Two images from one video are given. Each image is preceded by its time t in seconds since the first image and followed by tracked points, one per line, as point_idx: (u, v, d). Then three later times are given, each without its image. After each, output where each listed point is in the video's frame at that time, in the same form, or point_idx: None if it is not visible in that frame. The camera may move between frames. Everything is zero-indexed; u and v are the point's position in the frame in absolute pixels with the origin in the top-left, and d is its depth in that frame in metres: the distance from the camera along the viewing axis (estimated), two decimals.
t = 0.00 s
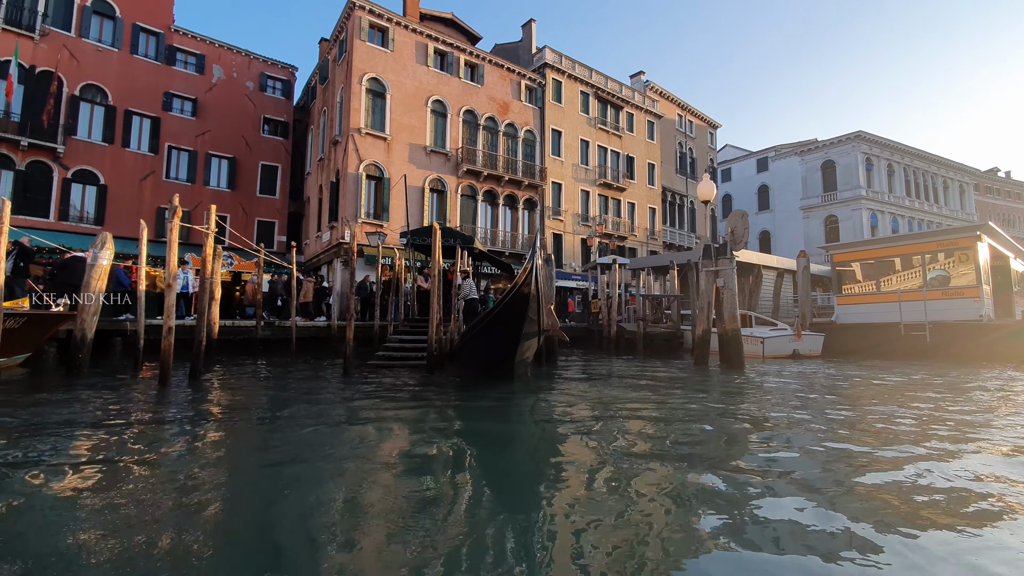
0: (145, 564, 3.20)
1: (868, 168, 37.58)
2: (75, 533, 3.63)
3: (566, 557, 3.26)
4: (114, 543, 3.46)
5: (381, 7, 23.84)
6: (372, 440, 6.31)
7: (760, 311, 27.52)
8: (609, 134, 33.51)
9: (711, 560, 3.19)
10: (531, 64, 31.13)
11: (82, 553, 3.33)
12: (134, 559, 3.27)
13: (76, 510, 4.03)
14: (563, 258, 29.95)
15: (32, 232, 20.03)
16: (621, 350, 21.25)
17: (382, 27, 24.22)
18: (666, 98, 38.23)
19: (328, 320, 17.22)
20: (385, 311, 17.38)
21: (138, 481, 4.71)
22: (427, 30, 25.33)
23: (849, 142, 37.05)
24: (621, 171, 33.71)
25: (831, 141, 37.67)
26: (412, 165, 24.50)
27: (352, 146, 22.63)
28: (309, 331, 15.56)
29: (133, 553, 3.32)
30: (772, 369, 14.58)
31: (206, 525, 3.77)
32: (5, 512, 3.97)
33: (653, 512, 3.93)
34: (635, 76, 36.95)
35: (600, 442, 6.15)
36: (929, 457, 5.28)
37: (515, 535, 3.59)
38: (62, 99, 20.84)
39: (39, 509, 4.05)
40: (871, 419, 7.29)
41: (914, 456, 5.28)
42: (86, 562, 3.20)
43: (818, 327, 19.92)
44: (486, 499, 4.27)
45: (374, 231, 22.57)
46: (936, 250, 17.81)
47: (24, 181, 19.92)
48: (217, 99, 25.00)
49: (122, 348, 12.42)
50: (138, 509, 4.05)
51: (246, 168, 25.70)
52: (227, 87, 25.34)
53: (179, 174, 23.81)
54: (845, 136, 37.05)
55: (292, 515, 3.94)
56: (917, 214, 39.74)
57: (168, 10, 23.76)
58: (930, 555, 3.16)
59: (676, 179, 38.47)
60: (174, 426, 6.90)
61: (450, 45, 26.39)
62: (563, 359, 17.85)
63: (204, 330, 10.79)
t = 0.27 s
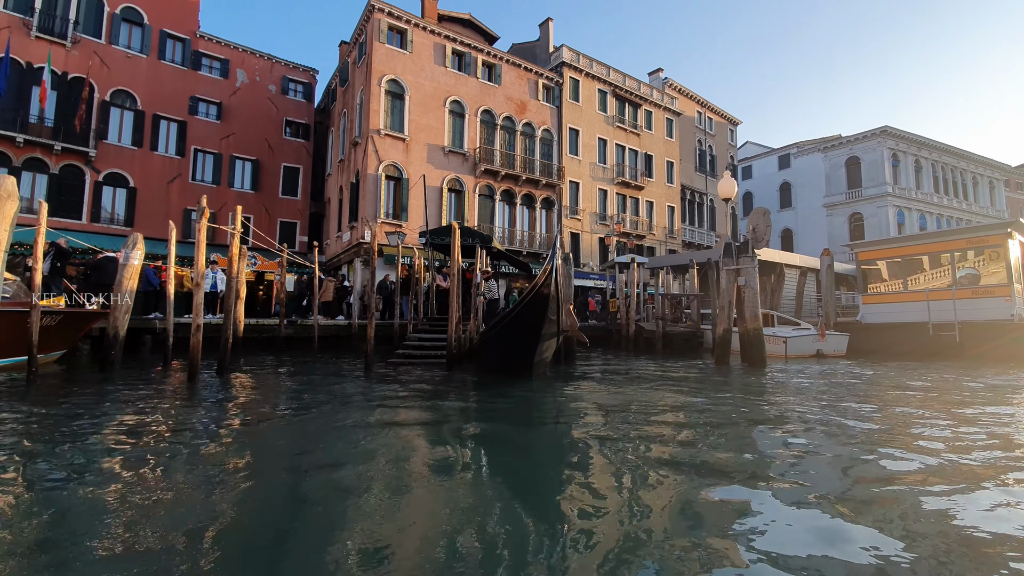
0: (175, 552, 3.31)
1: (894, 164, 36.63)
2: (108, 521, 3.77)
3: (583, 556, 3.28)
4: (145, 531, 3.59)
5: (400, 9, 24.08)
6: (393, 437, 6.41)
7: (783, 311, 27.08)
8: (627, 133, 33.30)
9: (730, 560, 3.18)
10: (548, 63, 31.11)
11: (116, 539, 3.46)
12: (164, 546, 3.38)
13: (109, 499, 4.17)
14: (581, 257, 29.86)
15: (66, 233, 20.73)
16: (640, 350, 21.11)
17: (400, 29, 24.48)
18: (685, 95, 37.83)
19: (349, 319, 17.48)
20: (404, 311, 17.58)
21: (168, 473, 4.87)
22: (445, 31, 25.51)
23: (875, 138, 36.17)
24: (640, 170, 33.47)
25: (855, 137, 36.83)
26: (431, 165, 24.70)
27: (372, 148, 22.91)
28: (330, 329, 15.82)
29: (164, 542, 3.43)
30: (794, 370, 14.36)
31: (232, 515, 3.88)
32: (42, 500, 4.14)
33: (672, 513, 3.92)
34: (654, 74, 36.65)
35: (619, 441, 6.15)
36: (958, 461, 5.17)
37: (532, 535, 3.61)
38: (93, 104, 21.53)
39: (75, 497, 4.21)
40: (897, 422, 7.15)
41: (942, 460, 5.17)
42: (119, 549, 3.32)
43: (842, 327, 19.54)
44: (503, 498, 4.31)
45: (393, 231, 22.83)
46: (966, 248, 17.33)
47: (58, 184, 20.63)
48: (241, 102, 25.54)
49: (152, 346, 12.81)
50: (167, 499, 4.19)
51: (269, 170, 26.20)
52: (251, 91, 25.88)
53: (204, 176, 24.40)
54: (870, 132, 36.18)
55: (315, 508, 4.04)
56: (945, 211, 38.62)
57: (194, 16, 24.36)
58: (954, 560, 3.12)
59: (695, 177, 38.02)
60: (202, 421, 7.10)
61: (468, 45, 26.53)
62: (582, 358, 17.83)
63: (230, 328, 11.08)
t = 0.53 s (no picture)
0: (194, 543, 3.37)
1: (913, 160, 35.92)
2: (131, 513, 3.85)
3: (596, 554, 3.28)
4: (166, 523, 3.66)
5: (412, 10, 24.23)
6: (407, 434, 6.48)
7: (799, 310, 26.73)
8: (639, 131, 33.11)
9: (745, 559, 3.16)
10: (560, 62, 31.06)
11: (137, 531, 3.53)
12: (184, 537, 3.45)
13: (130, 493, 4.27)
14: (593, 256, 29.77)
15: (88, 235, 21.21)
16: (653, 349, 21.00)
17: (413, 30, 24.63)
18: (698, 93, 37.50)
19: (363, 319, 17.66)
20: (417, 310, 17.72)
21: (187, 468, 4.96)
22: (457, 32, 25.61)
23: (893, 134, 35.47)
24: (652, 168, 33.26)
25: (873, 133, 36.17)
26: (443, 165, 24.81)
27: (385, 148, 23.09)
28: (345, 329, 16.00)
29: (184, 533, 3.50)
30: (811, 369, 14.19)
31: (249, 509, 3.94)
32: (66, 493, 4.24)
33: (686, 512, 3.91)
34: (667, 71, 36.38)
35: (632, 441, 6.13)
36: (978, 462, 5.09)
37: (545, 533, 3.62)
38: (114, 109, 21.99)
39: (97, 491, 4.30)
40: (917, 422, 7.06)
41: (963, 462, 5.09)
42: (141, 540, 3.39)
43: (860, 327, 19.23)
44: (516, 495, 4.34)
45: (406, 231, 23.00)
46: (988, 246, 16.95)
47: (81, 187, 21.11)
48: (256, 105, 25.90)
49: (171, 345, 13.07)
50: (186, 493, 4.27)
51: (284, 171, 26.54)
52: (266, 93, 26.24)
53: (221, 178, 24.80)
54: (889, 128, 35.51)
55: (331, 503, 4.10)
56: (966, 207, 37.78)
57: (211, 21, 24.75)
58: (973, 561, 3.09)
59: (709, 175, 37.67)
60: (220, 419, 7.23)
61: (480, 45, 26.61)
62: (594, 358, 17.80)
63: (248, 327, 11.27)
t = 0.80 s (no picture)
0: (222, 539, 3.44)
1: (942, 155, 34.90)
2: (162, 508, 3.96)
3: (616, 550, 3.29)
4: (195, 519, 3.76)
5: (430, 13, 24.43)
6: (427, 433, 6.55)
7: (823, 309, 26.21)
8: (658, 129, 32.82)
9: (767, 558, 3.12)
10: (577, 62, 30.96)
11: (168, 526, 3.63)
12: (213, 533, 3.53)
13: (160, 488, 4.38)
14: (611, 256, 29.60)
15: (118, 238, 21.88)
16: (672, 349, 20.80)
17: (431, 33, 24.84)
18: (717, 89, 37.02)
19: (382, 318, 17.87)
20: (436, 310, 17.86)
21: (214, 464, 5.09)
22: (474, 33, 25.74)
23: (921, 128, 34.48)
24: (671, 166, 32.94)
25: (899, 128, 35.21)
26: (461, 166, 24.96)
27: (403, 150, 23.32)
28: (365, 328, 16.21)
29: (214, 529, 3.59)
30: (835, 370, 13.91)
31: (275, 506, 4.02)
32: (100, 488, 4.38)
33: (708, 510, 3.87)
34: (685, 68, 35.99)
35: (652, 441, 6.10)
36: (1012, 463, 4.95)
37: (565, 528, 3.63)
38: (142, 115, 22.64)
39: (130, 486, 4.44)
40: (946, 423, 6.88)
41: (995, 463, 4.96)
42: (172, 535, 3.48)
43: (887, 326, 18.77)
44: (536, 492, 4.36)
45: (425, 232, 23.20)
46: (1022, 242, 16.40)
47: (111, 191, 21.78)
48: (279, 109, 26.40)
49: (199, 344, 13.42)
50: (214, 489, 4.37)
51: (306, 174, 27.00)
52: (288, 98, 26.73)
53: (245, 182, 25.34)
54: (916, 122, 34.53)
55: (353, 499, 4.17)
56: (998, 203, 36.60)
57: (234, 27, 25.31)
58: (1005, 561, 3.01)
59: (729, 173, 37.14)
60: (245, 416, 7.40)
61: (497, 46, 26.70)
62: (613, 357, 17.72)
63: (272, 327, 11.53)
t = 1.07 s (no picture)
0: (257, 536, 3.55)
1: (983, 147, 33.39)
2: (200, 504, 4.11)
3: (642, 556, 3.28)
4: (232, 515, 3.89)
5: (454, 15, 24.64)
6: (454, 433, 6.62)
7: (857, 308, 25.44)
8: (684, 126, 32.32)
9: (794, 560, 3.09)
10: (601, 59, 30.76)
11: (206, 521, 3.76)
12: (248, 529, 3.65)
13: (198, 483, 4.55)
14: (637, 255, 29.32)
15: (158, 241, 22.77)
16: (700, 349, 20.47)
17: (454, 35, 25.04)
18: (746, 84, 36.23)
19: (409, 318, 18.14)
20: (462, 309, 18.03)
21: (249, 461, 5.25)
22: (497, 34, 25.83)
23: (961, 120, 33.09)
24: (698, 163, 32.41)
25: (938, 120, 33.82)
26: (485, 166, 25.11)
27: (429, 152, 23.59)
28: (393, 328, 16.50)
29: (249, 525, 3.71)
30: (871, 370, 13.50)
31: (306, 504, 4.12)
32: (142, 483, 4.56)
33: (737, 517, 3.82)
34: (712, 63, 35.36)
35: (679, 444, 6.06)
36: None
37: (592, 534, 3.64)
38: (180, 122, 23.49)
39: (170, 481, 4.62)
40: (988, 428, 6.64)
41: None
42: (211, 530, 3.61)
43: (927, 326, 18.10)
44: (561, 496, 4.38)
45: (450, 232, 23.42)
46: None
47: (152, 196, 22.69)
48: (308, 114, 27.04)
49: (234, 343, 13.89)
50: (249, 486, 4.51)
51: (334, 177, 27.58)
52: (317, 102, 27.36)
53: (276, 185, 26.04)
54: (955, 114, 33.13)
55: (383, 499, 4.26)
56: None
57: (265, 35, 26.03)
58: None
59: (759, 169, 36.31)
60: (279, 414, 7.63)
61: (521, 46, 26.73)
62: (639, 357, 17.57)
63: (303, 327, 11.85)
